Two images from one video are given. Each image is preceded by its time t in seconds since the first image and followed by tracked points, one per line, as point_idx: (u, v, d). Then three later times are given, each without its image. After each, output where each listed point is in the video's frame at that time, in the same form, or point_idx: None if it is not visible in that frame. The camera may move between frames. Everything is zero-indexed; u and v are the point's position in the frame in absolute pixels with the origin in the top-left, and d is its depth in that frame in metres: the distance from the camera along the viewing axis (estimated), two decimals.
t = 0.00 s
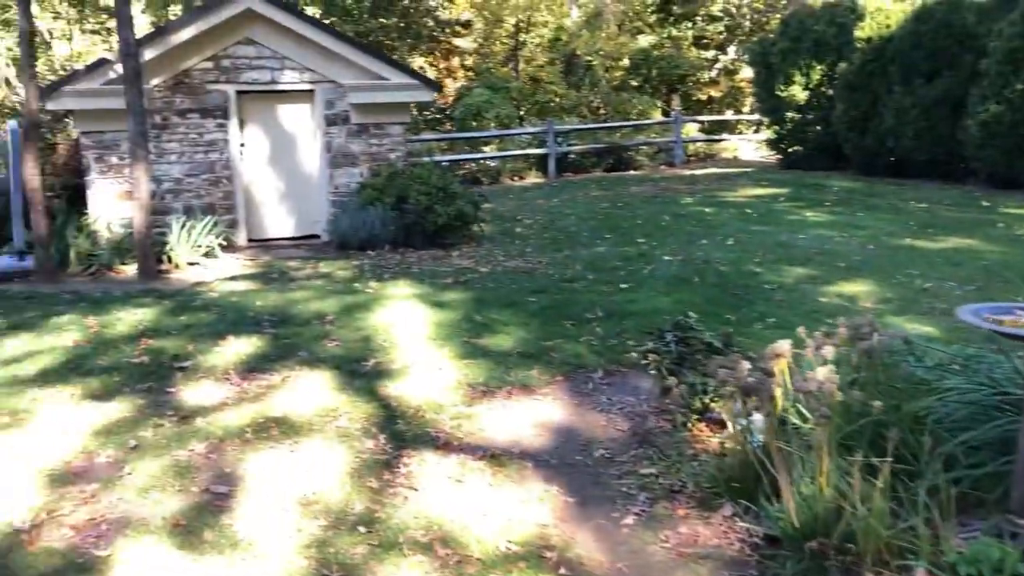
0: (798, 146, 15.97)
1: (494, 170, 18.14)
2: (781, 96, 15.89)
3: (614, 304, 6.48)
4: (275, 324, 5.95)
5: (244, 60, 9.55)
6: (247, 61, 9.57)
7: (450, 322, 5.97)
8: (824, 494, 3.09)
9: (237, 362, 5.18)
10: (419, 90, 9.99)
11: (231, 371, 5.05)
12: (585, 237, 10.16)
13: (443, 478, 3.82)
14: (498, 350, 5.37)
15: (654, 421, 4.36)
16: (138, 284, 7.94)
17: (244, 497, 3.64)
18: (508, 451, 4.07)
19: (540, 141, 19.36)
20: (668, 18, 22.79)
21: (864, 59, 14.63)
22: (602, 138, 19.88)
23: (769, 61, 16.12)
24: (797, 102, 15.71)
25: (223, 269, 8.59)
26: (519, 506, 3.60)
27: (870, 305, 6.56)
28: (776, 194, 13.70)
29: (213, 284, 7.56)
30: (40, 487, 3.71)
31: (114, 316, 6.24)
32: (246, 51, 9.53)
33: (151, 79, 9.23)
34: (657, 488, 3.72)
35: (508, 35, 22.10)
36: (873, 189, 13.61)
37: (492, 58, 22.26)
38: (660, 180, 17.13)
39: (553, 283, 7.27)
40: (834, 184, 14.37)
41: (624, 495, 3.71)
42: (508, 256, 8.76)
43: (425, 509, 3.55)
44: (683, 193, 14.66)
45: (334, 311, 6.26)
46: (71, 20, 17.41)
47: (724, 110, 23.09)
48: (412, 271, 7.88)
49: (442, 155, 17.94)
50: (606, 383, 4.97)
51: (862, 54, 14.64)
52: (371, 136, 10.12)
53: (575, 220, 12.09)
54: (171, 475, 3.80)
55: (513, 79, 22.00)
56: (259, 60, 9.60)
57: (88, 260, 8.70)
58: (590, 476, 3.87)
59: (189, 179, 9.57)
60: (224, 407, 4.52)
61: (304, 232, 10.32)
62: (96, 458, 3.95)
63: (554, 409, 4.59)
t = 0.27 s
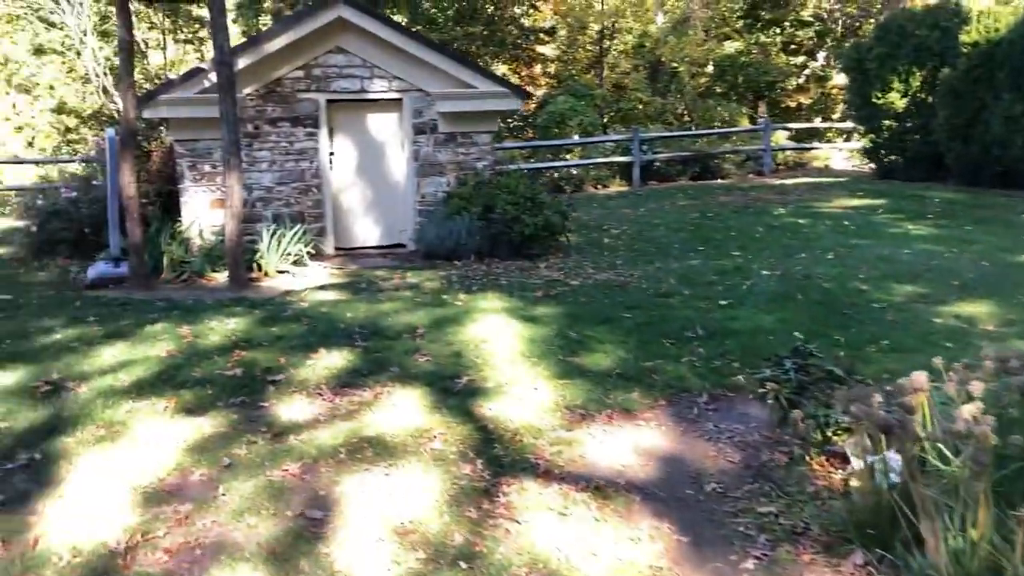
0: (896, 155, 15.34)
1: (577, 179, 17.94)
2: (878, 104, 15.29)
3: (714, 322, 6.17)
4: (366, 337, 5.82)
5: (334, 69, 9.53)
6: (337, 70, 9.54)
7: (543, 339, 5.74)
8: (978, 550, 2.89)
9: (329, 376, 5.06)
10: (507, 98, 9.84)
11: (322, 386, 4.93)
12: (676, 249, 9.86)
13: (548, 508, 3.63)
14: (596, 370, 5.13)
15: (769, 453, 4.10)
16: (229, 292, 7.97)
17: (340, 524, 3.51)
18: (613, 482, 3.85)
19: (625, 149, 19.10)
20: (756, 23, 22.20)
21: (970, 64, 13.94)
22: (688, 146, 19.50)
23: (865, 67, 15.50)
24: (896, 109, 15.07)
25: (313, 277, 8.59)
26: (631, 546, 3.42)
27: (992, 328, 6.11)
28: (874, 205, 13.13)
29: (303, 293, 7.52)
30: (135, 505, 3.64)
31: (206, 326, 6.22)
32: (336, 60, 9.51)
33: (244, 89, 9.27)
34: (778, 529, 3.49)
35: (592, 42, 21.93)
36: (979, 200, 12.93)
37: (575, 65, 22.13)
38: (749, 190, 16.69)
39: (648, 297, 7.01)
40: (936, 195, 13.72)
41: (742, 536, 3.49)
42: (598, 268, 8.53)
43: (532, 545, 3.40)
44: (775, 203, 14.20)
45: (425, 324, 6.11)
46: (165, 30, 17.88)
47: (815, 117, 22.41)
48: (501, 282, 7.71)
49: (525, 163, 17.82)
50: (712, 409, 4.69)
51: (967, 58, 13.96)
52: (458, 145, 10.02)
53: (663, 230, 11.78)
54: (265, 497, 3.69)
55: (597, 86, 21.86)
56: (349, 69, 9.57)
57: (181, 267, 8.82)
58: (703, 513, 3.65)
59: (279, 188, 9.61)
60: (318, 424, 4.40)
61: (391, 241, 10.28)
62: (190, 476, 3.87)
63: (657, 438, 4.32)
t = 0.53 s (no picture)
0: (966, 163, 14.80)
1: (633, 185, 17.71)
2: (947, 110, 14.79)
3: (784, 339, 5.92)
4: (424, 349, 5.69)
5: (392, 76, 9.46)
6: (395, 77, 9.47)
7: (606, 354, 5.55)
8: None
9: (386, 391, 4.93)
10: (566, 105, 9.68)
11: (380, 400, 4.80)
12: (738, 260, 9.58)
13: (619, 541, 3.46)
14: (662, 390, 4.93)
15: (851, 484, 3.92)
16: (286, 300, 7.92)
17: (401, 550, 3.37)
18: (686, 512, 3.69)
19: (682, 156, 18.82)
20: (817, 28, 21.74)
21: None
22: (747, 153, 19.14)
23: (934, 72, 14.99)
24: (966, 116, 14.55)
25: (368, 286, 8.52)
26: None
27: None
28: (944, 216, 12.67)
29: (359, 303, 7.43)
30: (188, 524, 3.54)
31: (262, 336, 6.15)
32: (394, 67, 9.45)
33: (302, 96, 9.24)
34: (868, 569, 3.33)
35: (648, 47, 21.63)
36: None
37: (632, 70, 21.74)
38: (811, 198, 16.31)
39: (712, 311, 6.77)
40: (1010, 205, 13.19)
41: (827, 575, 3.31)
42: (658, 279, 8.30)
43: None
44: (838, 213, 13.80)
45: (483, 335, 5.96)
46: (225, 37, 18.08)
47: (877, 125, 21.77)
48: (559, 293, 7.53)
49: (580, 170, 17.63)
50: (786, 433, 4.46)
51: None
52: (516, 152, 9.87)
53: (724, 240, 11.50)
54: (322, 519, 3.57)
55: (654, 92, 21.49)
56: (407, 76, 9.50)
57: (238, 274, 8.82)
58: (783, 547, 3.49)
59: (336, 195, 9.56)
60: (376, 441, 4.27)
61: (447, 249, 10.17)
62: (246, 494, 3.77)
63: (731, 466, 4.11)
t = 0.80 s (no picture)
0: None
1: (684, 195, 17.49)
2: (1012, 121, 14.28)
3: (850, 358, 5.62)
4: (472, 361, 5.51)
5: (442, 82, 9.33)
6: (445, 84, 9.34)
7: (662, 370, 5.31)
8: None
9: (434, 404, 4.75)
10: (619, 112, 9.44)
11: (427, 414, 4.63)
12: (796, 273, 9.26)
13: None
14: (723, 410, 4.67)
15: (932, 519, 3.69)
16: (332, 308, 7.82)
17: None
18: (753, 544, 3.49)
19: (735, 165, 18.54)
20: (873, 37, 21.07)
21: None
22: (802, 164, 18.77)
23: (998, 82, 14.47)
24: None
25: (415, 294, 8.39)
26: None
27: None
28: (1011, 230, 12.17)
29: (406, 312, 7.29)
30: (227, 545, 3.40)
31: (308, 344, 6.02)
32: (445, 73, 9.32)
33: (352, 101, 9.14)
34: None
35: (700, 55, 21.34)
36: None
37: (684, 78, 21.73)
38: (868, 210, 15.91)
39: (773, 327, 6.49)
40: None
41: None
42: (714, 292, 8.02)
43: None
44: (898, 225, 13.36)
45: (534, 348, 5.76)
46: (277, 44, 18.21)
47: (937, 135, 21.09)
48: (612, 304, 7.30)
49: (629, 179, 17.42)
50: (857, 459, 4.19)
51: None
52: (566, 160, 9.67)
53: (780, 253, 11.17)
54: (366, 542, 3.40)
55: (706, 100, 21.51)
56: (458, 82, 9.36)
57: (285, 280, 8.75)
58: None
59: (384, 202, 9.46)
60: (425, 458, 4.10)
61: (494, 257, 10.03)
62: (289, 512, 3.62)
63: (800, 495, 3.87)
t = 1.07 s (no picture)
0: None
1: (730, 208, 17.25)
2: None
3: (914, 386, 5.31)
4: (513, 380, 5.29)
5: (486, 90, 9.15)
6: (489, 92, 9.16)
7: (713, 394, 5.04)
8: None
9: (473, 427, 4.54)
10: (667, 122, 9.19)
11: (466, 437, 4.42)
12: (850, 292, 8.94)
13: None
14: (780, 440, 4.40)
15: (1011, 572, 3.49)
16: (369, 319, 7.66)
17: None
18: None
19: (782, 178, 18.23)
20: (926, 48, 20.73)
21: None
22: (851, 178, 18.38)
23: None
24: None
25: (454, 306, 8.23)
26: None
27: None
28: None
29: (445, 325, 7.09)
30: None
31: (345, 358, 5.85)
32: (489, 81, 9.14)
33: (395, 109, 9.00)
34: None
35: (748, 66, 21.00)
36: None
37: (729, 88, 21.24)
38: (921, 227, 15.53)
39: (829, 350, 6.19)
40: None
41: None
42: (764, 311, 7.74)
43: None
44: (954, 243, 12.93)
45: (578, 367, 5.53)
46: (321, 51, 18.20)
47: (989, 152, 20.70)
48: (658, 322, 7.04)
49: (674, 191, 17.12)
50: (927, 499, 3.91)
51: None
52: (612, 171, 9.44)
53: (831, 270, 10.84)
54: None
55: (752, 111, 21.09)
56: (502, 91, 9.17)
57: (322, 289, 8.64)
58: None
59: (425, 212, 9.29)
60: (463, 486, 3.89)
61: (535, 271, 9.79)
62: (320, 542, 3.47)
63: (865, 539, 3.61)
